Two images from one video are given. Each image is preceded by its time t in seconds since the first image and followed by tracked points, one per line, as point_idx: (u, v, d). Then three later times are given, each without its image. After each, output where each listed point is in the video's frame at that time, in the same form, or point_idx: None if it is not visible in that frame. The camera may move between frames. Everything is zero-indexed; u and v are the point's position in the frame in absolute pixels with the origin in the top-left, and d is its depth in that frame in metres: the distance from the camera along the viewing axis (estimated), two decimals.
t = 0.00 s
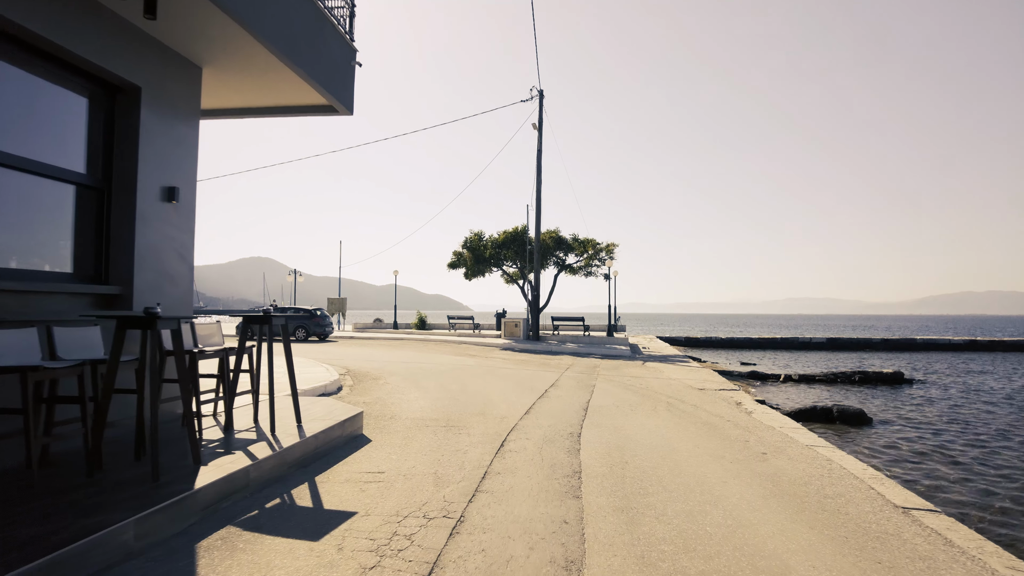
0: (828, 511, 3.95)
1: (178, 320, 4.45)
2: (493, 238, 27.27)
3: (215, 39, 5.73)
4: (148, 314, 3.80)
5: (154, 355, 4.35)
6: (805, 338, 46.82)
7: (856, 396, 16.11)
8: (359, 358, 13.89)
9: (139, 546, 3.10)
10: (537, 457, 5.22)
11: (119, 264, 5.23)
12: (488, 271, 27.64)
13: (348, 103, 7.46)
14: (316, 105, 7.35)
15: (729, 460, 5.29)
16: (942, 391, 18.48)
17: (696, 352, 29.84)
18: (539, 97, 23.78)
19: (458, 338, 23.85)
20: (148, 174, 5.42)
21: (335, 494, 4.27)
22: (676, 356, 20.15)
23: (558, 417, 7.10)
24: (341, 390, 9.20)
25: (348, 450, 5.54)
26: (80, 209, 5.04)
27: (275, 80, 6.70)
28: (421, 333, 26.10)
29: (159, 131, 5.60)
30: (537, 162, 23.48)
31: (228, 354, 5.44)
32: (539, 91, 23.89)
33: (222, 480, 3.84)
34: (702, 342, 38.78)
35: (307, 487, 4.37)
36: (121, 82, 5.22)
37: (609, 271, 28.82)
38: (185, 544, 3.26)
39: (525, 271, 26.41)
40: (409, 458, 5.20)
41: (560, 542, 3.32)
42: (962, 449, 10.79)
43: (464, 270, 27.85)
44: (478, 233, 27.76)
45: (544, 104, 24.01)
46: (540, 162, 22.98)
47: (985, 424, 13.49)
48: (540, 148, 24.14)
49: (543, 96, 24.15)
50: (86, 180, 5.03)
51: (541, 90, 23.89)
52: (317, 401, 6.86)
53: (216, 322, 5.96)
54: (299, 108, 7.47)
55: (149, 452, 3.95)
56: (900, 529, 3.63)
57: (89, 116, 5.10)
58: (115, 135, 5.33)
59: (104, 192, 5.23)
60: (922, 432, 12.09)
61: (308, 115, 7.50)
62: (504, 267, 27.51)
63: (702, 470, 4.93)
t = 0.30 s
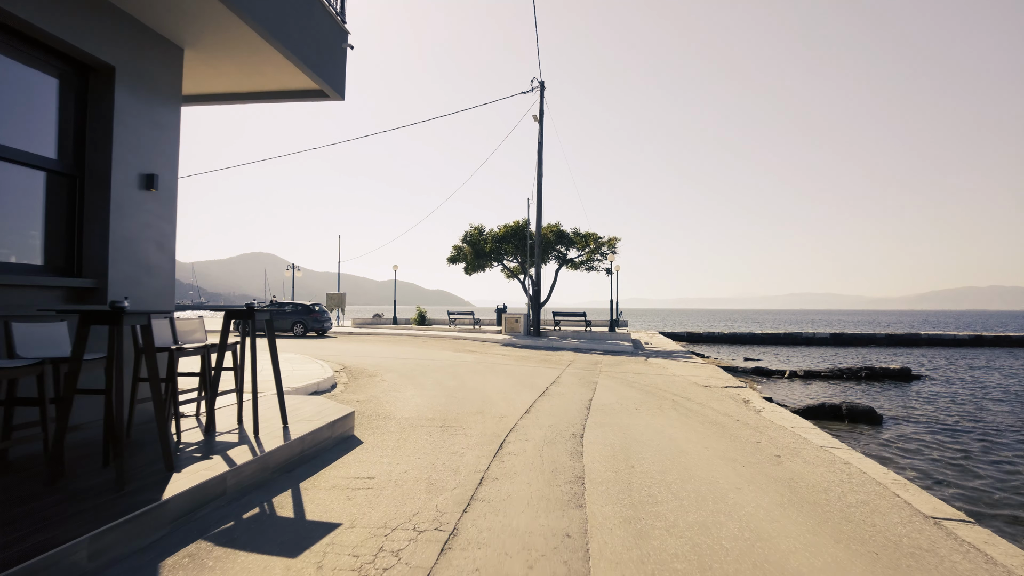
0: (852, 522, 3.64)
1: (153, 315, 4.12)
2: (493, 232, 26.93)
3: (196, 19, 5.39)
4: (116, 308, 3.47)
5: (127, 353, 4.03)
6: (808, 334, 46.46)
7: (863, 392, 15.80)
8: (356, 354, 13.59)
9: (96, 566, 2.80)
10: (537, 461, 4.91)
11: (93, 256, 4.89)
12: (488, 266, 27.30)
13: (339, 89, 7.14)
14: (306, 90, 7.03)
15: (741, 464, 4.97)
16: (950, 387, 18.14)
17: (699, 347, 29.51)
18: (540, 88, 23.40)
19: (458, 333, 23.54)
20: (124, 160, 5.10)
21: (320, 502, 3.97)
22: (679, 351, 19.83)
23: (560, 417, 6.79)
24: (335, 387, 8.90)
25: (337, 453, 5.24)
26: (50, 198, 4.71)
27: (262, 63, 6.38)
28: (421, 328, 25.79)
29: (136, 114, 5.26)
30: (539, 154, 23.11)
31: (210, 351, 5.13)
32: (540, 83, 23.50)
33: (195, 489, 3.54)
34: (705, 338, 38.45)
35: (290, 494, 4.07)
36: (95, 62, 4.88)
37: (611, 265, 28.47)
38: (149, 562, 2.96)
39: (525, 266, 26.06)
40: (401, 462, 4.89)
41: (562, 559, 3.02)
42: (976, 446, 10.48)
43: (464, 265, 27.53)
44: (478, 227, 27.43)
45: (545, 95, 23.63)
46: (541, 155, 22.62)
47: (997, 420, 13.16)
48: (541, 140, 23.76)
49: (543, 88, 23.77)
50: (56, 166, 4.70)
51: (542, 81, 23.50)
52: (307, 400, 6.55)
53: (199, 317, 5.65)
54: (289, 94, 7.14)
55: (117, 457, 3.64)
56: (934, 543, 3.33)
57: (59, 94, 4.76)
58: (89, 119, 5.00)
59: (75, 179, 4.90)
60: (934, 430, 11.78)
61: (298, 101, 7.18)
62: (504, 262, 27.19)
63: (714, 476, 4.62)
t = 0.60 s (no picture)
0: (890, 545, 3.32)
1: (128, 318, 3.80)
2: (496, 230, 26.60)
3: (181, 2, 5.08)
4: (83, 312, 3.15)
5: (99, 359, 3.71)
6: (815, 333, 46.00)
7: (874, 393, 15.43)
8: (356, 354, 13.29)
9: None
10: (542, 474, 4.59)
11: (69, 253, 4.57)
12: (492, 264, 26.99)
13: (334, 79, 6.82)
14: (300, 80, 6.71)
15: (761, 477, 4.64)
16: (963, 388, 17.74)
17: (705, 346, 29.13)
18: (544, 84, 23.08)
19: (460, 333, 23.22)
20: (102, 152, 4.78)
21: (307, 521, 3.66)
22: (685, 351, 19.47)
23: (566, 422, 6.47)
24: (332, 390, 8.59)
25: (329, 463, 4.93)
26: (22, 191, 4.38)
27: (252, 51, 6.07)
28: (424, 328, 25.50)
29: (116, 102, 4.95)
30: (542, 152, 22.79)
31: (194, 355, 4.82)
32: (543, 78, 23.17)
33: (168, 509, 3.22)
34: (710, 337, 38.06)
35: (275, 512, 3.77)
36: (71, 47, 4.57)
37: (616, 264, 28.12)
38: None
39: (529, 264, 25.74)
40: (396, 475, 4.58)
41: None
42: (996, 450, 10.11)
43: (467, 263, 27.22)
44: (481, 225, 27.09)
45: (549, 91, 23.30)
46: (545, 151, 22.27)
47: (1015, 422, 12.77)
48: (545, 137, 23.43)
49: (547, 83, 23.43)
50: (28, 158, 4.37)
51: (545, 77, 23.17)
52: (300, 405, 6.24)
53: (184, 319, 5.34)
54: (282, 85, 6.83)
55: (86, 472, 3.32)
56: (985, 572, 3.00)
57: (31, 81, 4.44)
58: (65, 108, 4.68)
59: (50, 171, 4.58)
60: (950, 433, 11.41)
61: (292, 92, 6.87)
62: (508, 260, 26.86)
63: (735, 491, 4.29)
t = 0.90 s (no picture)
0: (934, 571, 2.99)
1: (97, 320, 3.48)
2: (500, 228, 26.28)
3: None
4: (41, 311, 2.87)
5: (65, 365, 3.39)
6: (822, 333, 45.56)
7: (887, 395, 15.06)
8: (356, 355, 13.00)
9: None
10: (548, 486, 4.28)
11: (43, 247, 4.28)
12: (495, 263, 26.69)
13: (330, 68, 6.53)
14: (294, 69, 6.42)
15: (784, 491, 4.32)
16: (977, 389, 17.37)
17: (711, 346, 28.77)
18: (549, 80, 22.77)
19: (464, 332, 22.93)
20: (79, 139, 4.49)
21: (292, 539, 3.37)
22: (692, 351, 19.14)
23: (572, 428, 6.16)
24: (329, 393, 8.31)
25: (321, 473, 4.64)
26: None
27: (244, 37, 5.78)
28: (426, 327, 25.21)
29: (94, 88, 4.65)
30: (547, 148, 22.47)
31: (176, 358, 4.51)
32: (548, 74, 22.86)
33: (136, 530, 2.91)
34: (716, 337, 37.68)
35: (258, 529, 3.47)
36: (44, 29, 4.28)
37: (622, 262, 27.76)
38: None
39: (533, 263, 25.43)
40: (391, 487, 4.27)
41: None
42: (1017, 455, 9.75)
43: (470, 262, 26.93)
44: (484, 223, 26.78)
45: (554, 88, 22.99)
46: (549, 147, 21.92)
47: None
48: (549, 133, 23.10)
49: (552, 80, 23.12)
50: None
51: (550, 73, 22.85)
52: (293, 410, 5.95)
53: (169, 319, 5.04)
54: (276, 74, 6.54)
55: (44, 488, 3.01)
56: None
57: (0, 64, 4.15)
58: (38, 94, 4.38)
59: (22, 160, 4.28)
60: (968, 436, 11.06)
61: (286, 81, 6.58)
62: (512, 258, 26.55)
63: (757, 507, 3.97)
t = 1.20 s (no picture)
0: None
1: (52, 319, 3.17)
2: (502, 225, 25.94)
3: None
4: None
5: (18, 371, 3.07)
6: (827, 331, 45.12)
7: (897, 394, 14.72)
8: (354, 354, 12.69)
9: None
10: (551, 499, 3.96)
11: (6, 241, 3.96)
12: (497, 260, 26.37)
13: (321, 53, 6.20)
14: (283, 54, 6.10)
15: (805, 504, 3.99)
16: (989, 388, 17.01)
17: (716, 345, 28.41)
18: (551, 75, 22.44)
19: (466, 331, 22.63)
20: (46, 125, 4.18)
21: (270, 559, 3.06)
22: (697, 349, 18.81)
23: (576, 432, 5.84)
24: (324, 394, 8.00)
25: (309, 482, 4.33)
26: None
27: (228, 20, 5.46)
28: (428, 325, 24.90)
29: (65, 69, 4.34)
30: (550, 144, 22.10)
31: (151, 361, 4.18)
32: (550, 69, 22.52)
33: (91, 553, 2.60)
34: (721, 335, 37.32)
35: (234, 548, 3.16)
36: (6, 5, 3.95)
37: (625, 260, 27.40)
38: None
39: (535, 260, 25.11)
40: (382, 499, 3.97)
41: None
42: None
43: (472, 260, 26.62)
44: (486, 220, 26.45)
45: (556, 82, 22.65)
46: (552, 143, 21.55)
47: None
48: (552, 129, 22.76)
49: (554, 74, 22.79)
50: None
51: (552, 68, 22.52)
52: (282, 414, 5.64)
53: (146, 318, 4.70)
54: (264, 60, 6.22)
55: None
56: None
57: None
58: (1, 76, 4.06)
59: None
60: (984, 437, 10.72)
61: (275, 68, 6.25)
62: (514, 256, 26.23)
63: (778, 523, 3.65)
